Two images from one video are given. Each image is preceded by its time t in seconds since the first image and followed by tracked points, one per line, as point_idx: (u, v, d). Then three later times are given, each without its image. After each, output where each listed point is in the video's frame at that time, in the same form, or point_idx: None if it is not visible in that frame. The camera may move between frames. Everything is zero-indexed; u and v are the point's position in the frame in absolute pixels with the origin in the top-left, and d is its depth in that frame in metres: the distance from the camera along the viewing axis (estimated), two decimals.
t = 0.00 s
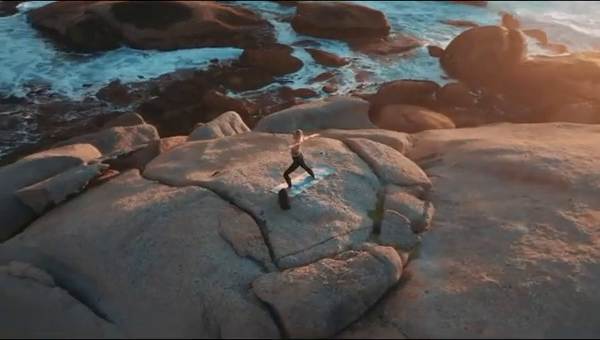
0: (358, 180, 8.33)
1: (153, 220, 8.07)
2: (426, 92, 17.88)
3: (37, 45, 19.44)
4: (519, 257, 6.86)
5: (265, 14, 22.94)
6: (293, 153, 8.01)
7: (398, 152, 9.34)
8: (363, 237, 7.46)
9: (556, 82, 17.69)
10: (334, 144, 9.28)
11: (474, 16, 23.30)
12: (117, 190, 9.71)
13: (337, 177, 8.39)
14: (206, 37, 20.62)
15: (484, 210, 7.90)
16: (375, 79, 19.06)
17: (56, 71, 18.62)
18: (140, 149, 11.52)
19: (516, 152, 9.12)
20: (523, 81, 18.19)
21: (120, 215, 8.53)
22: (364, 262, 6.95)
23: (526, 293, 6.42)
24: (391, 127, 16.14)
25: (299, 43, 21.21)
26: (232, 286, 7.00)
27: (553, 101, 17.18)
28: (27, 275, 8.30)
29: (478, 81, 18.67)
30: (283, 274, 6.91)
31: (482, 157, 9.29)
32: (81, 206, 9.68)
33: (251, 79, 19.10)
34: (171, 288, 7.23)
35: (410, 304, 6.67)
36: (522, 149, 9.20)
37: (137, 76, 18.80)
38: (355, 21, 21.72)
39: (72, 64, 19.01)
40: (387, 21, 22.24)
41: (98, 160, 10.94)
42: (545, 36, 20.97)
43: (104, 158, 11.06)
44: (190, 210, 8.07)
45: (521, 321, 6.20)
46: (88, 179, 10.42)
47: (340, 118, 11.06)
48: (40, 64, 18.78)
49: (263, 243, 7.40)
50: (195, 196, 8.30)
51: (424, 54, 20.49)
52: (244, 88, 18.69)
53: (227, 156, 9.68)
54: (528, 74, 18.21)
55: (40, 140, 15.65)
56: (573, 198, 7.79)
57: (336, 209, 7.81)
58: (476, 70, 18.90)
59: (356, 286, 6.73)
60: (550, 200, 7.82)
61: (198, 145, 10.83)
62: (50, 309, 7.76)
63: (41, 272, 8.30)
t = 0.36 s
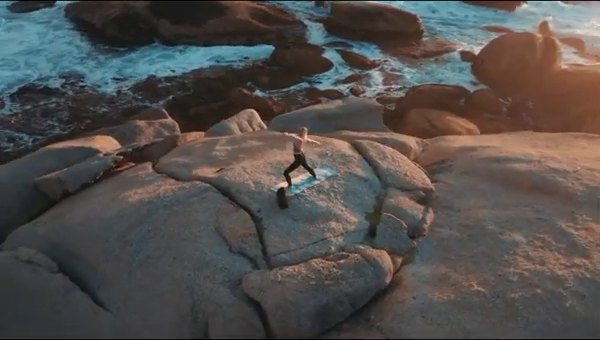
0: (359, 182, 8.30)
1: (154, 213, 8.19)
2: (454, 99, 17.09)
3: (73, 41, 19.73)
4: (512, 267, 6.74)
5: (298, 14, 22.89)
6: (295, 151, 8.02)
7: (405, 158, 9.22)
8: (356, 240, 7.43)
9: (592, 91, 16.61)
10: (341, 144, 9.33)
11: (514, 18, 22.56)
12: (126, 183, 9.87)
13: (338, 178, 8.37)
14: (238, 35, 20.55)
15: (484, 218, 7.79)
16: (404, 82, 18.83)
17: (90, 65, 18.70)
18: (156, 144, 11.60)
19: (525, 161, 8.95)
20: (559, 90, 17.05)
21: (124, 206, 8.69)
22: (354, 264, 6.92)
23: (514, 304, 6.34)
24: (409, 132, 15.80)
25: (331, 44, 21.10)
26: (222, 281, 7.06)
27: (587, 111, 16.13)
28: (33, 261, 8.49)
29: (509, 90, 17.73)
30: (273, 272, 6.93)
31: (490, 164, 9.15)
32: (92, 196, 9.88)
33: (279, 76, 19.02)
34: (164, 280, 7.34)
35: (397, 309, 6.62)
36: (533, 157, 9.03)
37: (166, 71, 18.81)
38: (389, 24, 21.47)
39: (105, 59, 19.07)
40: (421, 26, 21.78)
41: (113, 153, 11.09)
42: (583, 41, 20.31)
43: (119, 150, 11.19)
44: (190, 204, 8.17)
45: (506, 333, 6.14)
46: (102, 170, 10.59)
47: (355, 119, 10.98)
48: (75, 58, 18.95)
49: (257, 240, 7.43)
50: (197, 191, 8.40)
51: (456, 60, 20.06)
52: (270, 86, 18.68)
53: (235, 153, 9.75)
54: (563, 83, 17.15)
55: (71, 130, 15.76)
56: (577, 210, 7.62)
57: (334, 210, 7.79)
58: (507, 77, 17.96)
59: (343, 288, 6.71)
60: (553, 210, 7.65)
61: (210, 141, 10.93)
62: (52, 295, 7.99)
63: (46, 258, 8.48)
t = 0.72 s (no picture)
0: (360, 184, 8.26)
1: (156, 207, 8.30)
2: (481, 105, 16.62)
3: (105, 35, 19.99)
4: (504, 277, 6.64)
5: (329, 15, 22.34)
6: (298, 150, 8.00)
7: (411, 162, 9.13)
8: (351, 241, 7.40)
9: None
10: (347, 146, 9.33)
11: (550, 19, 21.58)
12: (136, 176, 10.01)
13: (339, 179, 8.34)
14: (267, 35, 20.19)
15: (483, 225, 7.66)
16: (430, 86, 18.42)
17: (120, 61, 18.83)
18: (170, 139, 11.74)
19: (534, 169, 8.78)
20: (589, 99, 16.50)
21: (129, 199, 8.83)
22: (345, 266, 6.89)
23: (501, 314, 6.27)
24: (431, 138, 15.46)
25: (358, 46, 20.53)
26: (214, 277, 7.12)
27: None
28: (40, 248, 8.71)
29: (538, 97, 17.20)
30: (263, 270, 6.95)
31: (498, 171, 8.99)
32: (102, 188, 10.05)
33: (305, 77, 18.66)
34: (159, 273, 7.44)
35: (384, 313, 6.57)
36: (542, 166, 8.85)
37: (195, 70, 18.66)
38: (418, 28, 20.73)
39: (135, 54, 19.14)
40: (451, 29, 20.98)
41: (126, 147, 11.23)
42: None
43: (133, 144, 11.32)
44: (191, 200, 8.25)
45: None
46: (115, 163, 10.79)
47: (368, 121, 10.90)
48: (106, 52, 19.17)
49: (252, 237, 7.47)
50: (199, 187, 8.49)
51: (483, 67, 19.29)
52: (295, 86, 18.31)
53: (243, 151, 9.81)
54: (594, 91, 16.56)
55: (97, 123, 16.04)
56: (579, 222, 7.46)
57: (331, 211, 7.77)
58: (536, 84, 17.42)
59: (331, 289, 6.70)
60: (554, 221, 7.50)
61: (222, 138, 11.00)
62: (55, 283, 8.21)
63: (52, 247, 8.69)
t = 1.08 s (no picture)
0: (362, 187, 8.21)
1: (159, 201, 8.43)
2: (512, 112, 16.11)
3: (142, 30, 20.28)
4: (494, 287, 6.53)
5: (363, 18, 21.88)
6: (300, 150, 8.01)
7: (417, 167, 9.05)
8: (345, 243, 7.38)
9: None
10: (355, 148, 9.29)
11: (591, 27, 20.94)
12: (147, 169, 10.18)
13: (342, 181, 8.30)
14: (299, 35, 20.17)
15: (482, 234, 7.53)
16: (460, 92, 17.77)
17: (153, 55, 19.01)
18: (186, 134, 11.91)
19: (542, 180, 8.58)
20: None
21: (136, 192, 8.98)
22: (335, 268, 6.88)
23: (486, 325, 6.16)
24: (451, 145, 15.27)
25: (390, 48, 20.03)
26: (206, 271, 7.19)
27: None
28: (48, 235, 8.94)
29: (571, 106, 16.64)
30: (254, 267, 6.99)
31: (506, 180, 8.82)
32: (114, 180, 10.25)
33: (333, 78, 18.37)
34: (155, 265, 7.56)
35: (369, 317, 6.53)
36: (551, 177, 8.65)
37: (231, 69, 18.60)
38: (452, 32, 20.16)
39: (168, 51, 19.28)
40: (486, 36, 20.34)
41: (143, 140, 11.40)
42: None
43: (149, 138, 11.50)
44: (193, 195, 8.35)
45: None
46: (130, 155, 10.98)
47: (382, 125, 10.86)
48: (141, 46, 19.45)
49: (247, 234, 7.51)
50: (203, 182, 8.57)
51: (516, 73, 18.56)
52: (323, 87, 18.02)
53: (252, 149, 9.88)
54: None
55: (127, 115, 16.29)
56: (580, 235, 7.28)
57: (329, 212, 7.75)
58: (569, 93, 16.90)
59: (318, 290, 6.69)
60: (555, 233, 7.32)
61: (235, 136, 11.08)
62: (60, 270, 8.43)
63: (59, 234, 8.93)
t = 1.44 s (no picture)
0: (363, 190, 8.17)
1: (163, 193, 8.51)
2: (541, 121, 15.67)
3: (177, 25, 20.42)
4: (483, 297, 6.44)
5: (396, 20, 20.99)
6: (302, 150, 8.03)
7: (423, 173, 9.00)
8: (339, 245, 7.37)
9: None
10: (363, 151, 9.24)
11: None
12: (160, 162, 10.33)
13: (343, 183, 8.26)
14: (333, 36, 19.64)
15: (480, 243, 7.40)
16: (489, 99, 17.07)
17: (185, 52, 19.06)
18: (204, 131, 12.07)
19: (551, 190, 8.38)
20: None
21: (143, 184, 9.11)
22: (325, 269, 6.86)
23: (470, 335, 6.08)
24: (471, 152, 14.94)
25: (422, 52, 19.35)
26: (200, 265, 7.26)
27: None
28: (58, 222, 9.15)
29: None
30: (245, 264, 7.02)
31: (514, 189, 8.65)
32: (128, 172, 10.44)
33: (362, 80, 17.95)
34: (152, 257, 7.67)
35: (354, 320, 6.50)
36: (561, 188, 8.45)
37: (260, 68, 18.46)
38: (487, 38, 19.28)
39: (200, 48, 19.27)
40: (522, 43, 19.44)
41: (159, 135, 11.60)
42: None
43: (166, 133, 11.69)
44: (197, 189, 8.42)
45: None
46: (145, 149, 11.19)
47: (396, 129, 10.78)
48: (176, 42, 19.53)
49: (243, 232, 7.56)
50: (207, 178, 8.64)
51: (550, 82, 17.80)
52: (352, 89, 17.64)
53: (262, 148, 9.93)
54: None
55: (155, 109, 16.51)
56: (581, 249, 7.13)
57: (326, 213, 7.74)
58: None
59: (306, 290, 6.70)
60: (555, 246, 7.17)
61: (250, 134, 11.15)
62: (66, 258, 8.68)
63: (68, 222, 9.16)
